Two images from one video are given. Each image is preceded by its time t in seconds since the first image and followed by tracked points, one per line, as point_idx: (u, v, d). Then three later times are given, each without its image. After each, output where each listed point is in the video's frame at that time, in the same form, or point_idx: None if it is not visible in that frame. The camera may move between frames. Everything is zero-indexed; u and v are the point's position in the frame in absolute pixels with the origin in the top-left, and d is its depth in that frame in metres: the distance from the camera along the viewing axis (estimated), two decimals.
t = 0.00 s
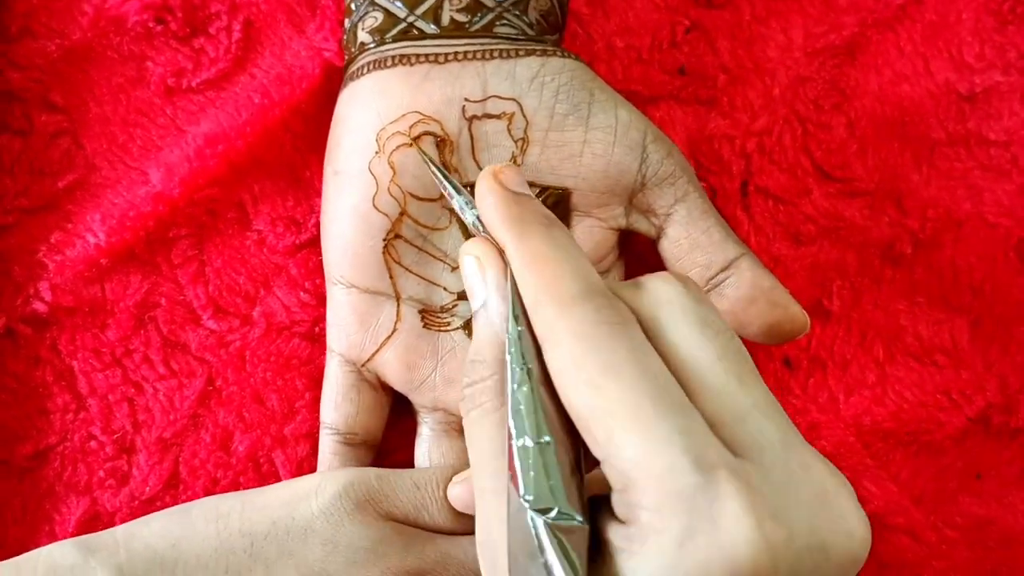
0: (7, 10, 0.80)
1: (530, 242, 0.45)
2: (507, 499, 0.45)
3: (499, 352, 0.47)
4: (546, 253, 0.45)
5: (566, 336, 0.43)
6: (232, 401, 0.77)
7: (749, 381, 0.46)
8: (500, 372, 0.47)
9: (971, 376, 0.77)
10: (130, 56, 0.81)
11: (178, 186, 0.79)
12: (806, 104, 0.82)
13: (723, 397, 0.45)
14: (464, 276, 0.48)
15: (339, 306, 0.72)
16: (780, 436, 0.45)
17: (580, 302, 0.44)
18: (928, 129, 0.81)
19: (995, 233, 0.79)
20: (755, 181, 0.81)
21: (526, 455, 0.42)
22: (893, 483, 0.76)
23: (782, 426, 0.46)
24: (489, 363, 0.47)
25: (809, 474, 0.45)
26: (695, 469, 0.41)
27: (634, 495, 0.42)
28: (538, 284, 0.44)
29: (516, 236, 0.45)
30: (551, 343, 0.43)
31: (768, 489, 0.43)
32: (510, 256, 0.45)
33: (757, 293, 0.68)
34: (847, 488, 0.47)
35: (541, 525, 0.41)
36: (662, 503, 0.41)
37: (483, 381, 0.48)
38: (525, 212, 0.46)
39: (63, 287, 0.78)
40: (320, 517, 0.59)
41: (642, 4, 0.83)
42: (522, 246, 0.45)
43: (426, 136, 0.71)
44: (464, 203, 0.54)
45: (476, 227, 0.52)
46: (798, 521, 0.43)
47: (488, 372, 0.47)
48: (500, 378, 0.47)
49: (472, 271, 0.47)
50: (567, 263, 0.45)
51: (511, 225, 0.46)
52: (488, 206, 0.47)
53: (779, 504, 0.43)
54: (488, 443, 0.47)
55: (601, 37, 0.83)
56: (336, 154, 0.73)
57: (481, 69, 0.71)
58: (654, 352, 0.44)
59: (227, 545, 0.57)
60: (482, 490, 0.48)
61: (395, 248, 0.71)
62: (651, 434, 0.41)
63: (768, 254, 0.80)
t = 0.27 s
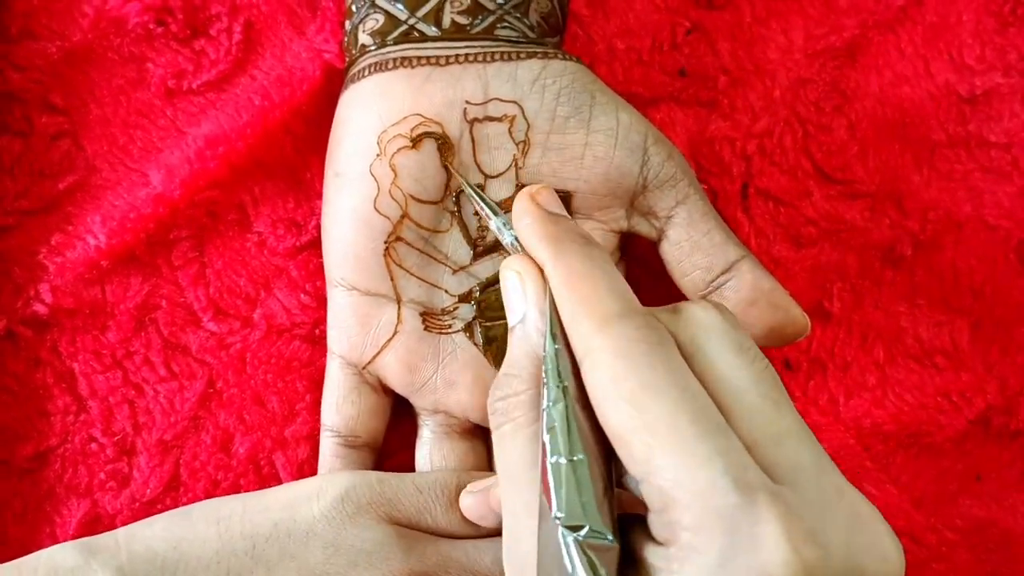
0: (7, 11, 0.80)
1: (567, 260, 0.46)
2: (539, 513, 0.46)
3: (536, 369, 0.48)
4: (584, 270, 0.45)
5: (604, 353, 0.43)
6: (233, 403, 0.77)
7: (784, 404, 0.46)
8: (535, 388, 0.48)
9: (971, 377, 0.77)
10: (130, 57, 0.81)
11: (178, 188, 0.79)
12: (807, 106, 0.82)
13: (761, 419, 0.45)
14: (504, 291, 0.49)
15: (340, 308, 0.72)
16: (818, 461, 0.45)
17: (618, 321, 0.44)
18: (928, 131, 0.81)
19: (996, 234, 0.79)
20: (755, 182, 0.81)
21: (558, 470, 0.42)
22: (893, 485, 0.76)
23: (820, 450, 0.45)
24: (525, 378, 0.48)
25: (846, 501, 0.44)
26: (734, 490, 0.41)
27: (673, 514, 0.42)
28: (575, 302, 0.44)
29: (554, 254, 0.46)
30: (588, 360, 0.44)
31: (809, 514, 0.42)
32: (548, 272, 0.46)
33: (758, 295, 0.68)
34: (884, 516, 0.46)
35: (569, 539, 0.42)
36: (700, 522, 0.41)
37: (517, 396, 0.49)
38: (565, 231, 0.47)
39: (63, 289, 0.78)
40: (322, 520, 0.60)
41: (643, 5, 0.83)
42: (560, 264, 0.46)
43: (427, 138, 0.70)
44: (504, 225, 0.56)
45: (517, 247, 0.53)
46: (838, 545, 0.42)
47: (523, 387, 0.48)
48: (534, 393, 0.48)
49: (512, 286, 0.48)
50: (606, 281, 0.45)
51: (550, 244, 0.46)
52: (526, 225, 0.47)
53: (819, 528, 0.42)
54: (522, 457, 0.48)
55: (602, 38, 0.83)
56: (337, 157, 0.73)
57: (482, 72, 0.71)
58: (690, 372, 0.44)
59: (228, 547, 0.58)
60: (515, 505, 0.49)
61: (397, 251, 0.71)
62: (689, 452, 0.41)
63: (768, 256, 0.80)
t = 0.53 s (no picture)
0: (7, 9, 0.80)
1: (524, 231, 0.45)
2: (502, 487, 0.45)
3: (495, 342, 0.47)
4: (541, 242, 0.45)
5: (559, 325, 0.43)
6: (232, 400, 0.77)
7: (742, 370, 0.45)
8: (495, 361, 0.47)
9: (971, 374, 0.77)
10: (130, 55, 0.81)
11: (178, 185, 0.79)
12: (806, 103, 0.82)
13: (719, 387, 0.44)
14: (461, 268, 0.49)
15: (340, 306, 0.72)
16: (775, 425, 0.44)
17: (573, 293, 0.43)
18: (927, 128, 0.81)
19: (995, 232, 0.79)
20: (755, 180, 0.81)
21: (519, 444, 0.42)
22: (892, 481, 0.76)
23: (776, 414, 0.45)
24: (485, 353, 0.47)
25: (807, 465, 0.44)
26: (688, 456, 0.40)
27: (627, 483, 0.41)
28: (533, 274, 0.44)
29: (507, 225, 0.45)
30: (546, 332, 0.43)
31: (765, 481, 0.42)
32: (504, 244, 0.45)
33: (755, 292, 0.68)
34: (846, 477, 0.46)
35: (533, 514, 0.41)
36: (654, 490, 0.40)
37: (478, 371, 0.48)
38: (521, 203, 0.46)
39: (63, 286, 0.78)
40: (319, 513, 0.59)
41: (642, 3, 0.83)
42: (516, 235, 0.45)
43: (426, 134, 0.71)
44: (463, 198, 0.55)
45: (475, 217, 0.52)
46: (792, 509, 0.42)
47: (483, 362, 0.47)
48: (495, 367, 0.47)
49: (468, 263, 0.48)
50: (560, 253, 0.44)
51: (507, 215, 0.46)
52: (483, 198, 0.47)
53: (774, 494, 0.42)
54: (485, 433, 0.47)
55: (601, 35, 0.83)
56: (335, 154, 0.73)
57: (480, 68, 0.71)
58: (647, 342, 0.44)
59: (226, 540, 0.58)
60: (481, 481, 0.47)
61: (395, 248, 0.71)
62: (644, 421, 0.40)
63: (767, 253, 0.80)
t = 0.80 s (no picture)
0: (7, 8, 0.80)
1: (566, 233, 0.45)
2: (533, 485, 0.45)
3: (534, 339, 0.47)
4: (583, 244, 0.45)
5: (599, 326, 0.43)
6: (232, 400, 0.77)
7: (780, 378, 0.45)
8: (532, 358, 0.47)
9: (970, 374, 0.77)
10: (130, 55, 0.81)
11: (178, 185, 0.79)
12: (805, 103, 0.82)
13: (756, 394, 0.44)
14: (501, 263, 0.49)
15: (339, 305, 0.72)
16: (815, 434, 0.44)
17: (614, 294, 0.43)
18: (927, 128, 0.81)
19: (995, 232, 0.79)
20: (754, 180, 0.81)
21: (553, 442, 0.42)
22: (892, 481, 0.76)
23: (815, 425, 0.44)
24: (522, 350, 0.48)
25: (844, 476, 0.43)
26: (729, 461, 0.40)
27: (668, 486, 0.41)
28: (574, 275, 0.44)
29: (550, 227, 0.45)
30: (586, 333, 0.43)
31: (803, 489, 0.42)
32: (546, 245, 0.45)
33: (755, 291, 0.67)
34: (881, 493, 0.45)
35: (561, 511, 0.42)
36: (694, 494, 0.40)
37: (513, 366, 0.48)
38: (564, 203, 0.46)
39: (63, 286, 0.78)
40: (319, 513, 0.59)
41: (642, 3, 0.83)
42: (558, 236, 0.45)
43: (426, 134, 0.71)
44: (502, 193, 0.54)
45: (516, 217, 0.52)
46: (831, 519, 0.41)
47: (520, 358, 0.48)
48: (532, 364, 0.47)
49: (509, 258, 0.48)
50: (602, 255, 0.44)
51: (549, 215, 0.46)
52: (523, 196, 0.46)
53: (812, 502, 0.41)
54: (518, 428, 0.47)
55: (601, 36, 0.83)
56: (335, 154, 0.73)
57: (480, 69, 0.71)
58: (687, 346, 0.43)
59: (226, 540, 0.58)
60: (509, 478, 0.48)
61: (395, 248, 0.71)
62: (683, 423, 0.40)
63: (767, 253, 0.80)
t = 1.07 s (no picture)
0: (7, 13, 0.80)
1: (576, 291, 0.45)
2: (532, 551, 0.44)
3: (536, 398, 0.47)
4: (594, 301, 0.45)
5: (613, 387, 0.43)
6: (232, 405, 0.77)
7: (791, 436, 0.46)
8: (534, 418, 0.47)
9: (970, 380, 0.77)
10: (130, 59, 0.81)
11: (178, 190, 0.79)
12: (806, 108, 0.82)
13: (768, 452, 0.45)
14: (510, 319, 0.49)
15: (339, 310, 0.72)
16: (825, 493, 0.45)
17: (628, 353, 0.43)
18: (927, 133, 0.81)
19: (995, 237, 0.79)
20: (755, 185, 0.81)
21: (555, 506, 0.42)
22: (893, 487, 0.76)
23: (825, 482, 0.46)
24: (522, 409, 0.48)
25: (852, 536, 0.45)
26: (744, 526, 0.40)
27: (682, 549, 0.41)
28: (585, 333, 0.44)
29: (562, 285, 0.45)
30: (598, 392, 0.43)
31: (814, 550, 0.43)
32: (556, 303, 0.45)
33: (755, 298, 0.68)
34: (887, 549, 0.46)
35: None
36: (709, 559, 0.41)
37: (514, 425, 0.48)
38: (574, 260, 0.46)
39: (63, 291, 0.78)
40: (320, 523, 0.59)
41: (642, 8, 0.83)
42: (568, 294, 0.45)
43: (426, 140, 0.70)
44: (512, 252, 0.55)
45: (524, 272, 0.53)
46: None
47: (522, 417, 0.48)
48: (533, 423, 0.47)
49: (519, 315, 0.48)
50: (614, 312, 0.45)
51: (558, 273, 0.46)
52: (532, 253, 0.46)
53: (823, 563, 0.42)
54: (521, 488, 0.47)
55: (601, 40, 0.83)
56: (335, 160, 0.73)
57: (480, 75, 0.71)
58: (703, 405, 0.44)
59: (226, 550, 0.58)
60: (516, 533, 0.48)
61: (395, 254, 0.71)
62: (701, 487, 0.41)
63: (768, 258, 0.80)
